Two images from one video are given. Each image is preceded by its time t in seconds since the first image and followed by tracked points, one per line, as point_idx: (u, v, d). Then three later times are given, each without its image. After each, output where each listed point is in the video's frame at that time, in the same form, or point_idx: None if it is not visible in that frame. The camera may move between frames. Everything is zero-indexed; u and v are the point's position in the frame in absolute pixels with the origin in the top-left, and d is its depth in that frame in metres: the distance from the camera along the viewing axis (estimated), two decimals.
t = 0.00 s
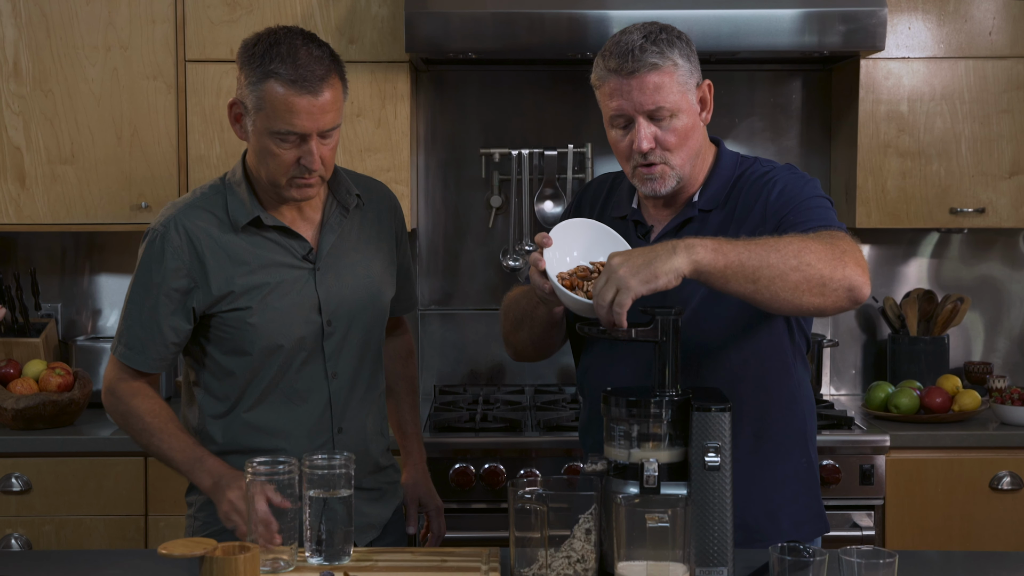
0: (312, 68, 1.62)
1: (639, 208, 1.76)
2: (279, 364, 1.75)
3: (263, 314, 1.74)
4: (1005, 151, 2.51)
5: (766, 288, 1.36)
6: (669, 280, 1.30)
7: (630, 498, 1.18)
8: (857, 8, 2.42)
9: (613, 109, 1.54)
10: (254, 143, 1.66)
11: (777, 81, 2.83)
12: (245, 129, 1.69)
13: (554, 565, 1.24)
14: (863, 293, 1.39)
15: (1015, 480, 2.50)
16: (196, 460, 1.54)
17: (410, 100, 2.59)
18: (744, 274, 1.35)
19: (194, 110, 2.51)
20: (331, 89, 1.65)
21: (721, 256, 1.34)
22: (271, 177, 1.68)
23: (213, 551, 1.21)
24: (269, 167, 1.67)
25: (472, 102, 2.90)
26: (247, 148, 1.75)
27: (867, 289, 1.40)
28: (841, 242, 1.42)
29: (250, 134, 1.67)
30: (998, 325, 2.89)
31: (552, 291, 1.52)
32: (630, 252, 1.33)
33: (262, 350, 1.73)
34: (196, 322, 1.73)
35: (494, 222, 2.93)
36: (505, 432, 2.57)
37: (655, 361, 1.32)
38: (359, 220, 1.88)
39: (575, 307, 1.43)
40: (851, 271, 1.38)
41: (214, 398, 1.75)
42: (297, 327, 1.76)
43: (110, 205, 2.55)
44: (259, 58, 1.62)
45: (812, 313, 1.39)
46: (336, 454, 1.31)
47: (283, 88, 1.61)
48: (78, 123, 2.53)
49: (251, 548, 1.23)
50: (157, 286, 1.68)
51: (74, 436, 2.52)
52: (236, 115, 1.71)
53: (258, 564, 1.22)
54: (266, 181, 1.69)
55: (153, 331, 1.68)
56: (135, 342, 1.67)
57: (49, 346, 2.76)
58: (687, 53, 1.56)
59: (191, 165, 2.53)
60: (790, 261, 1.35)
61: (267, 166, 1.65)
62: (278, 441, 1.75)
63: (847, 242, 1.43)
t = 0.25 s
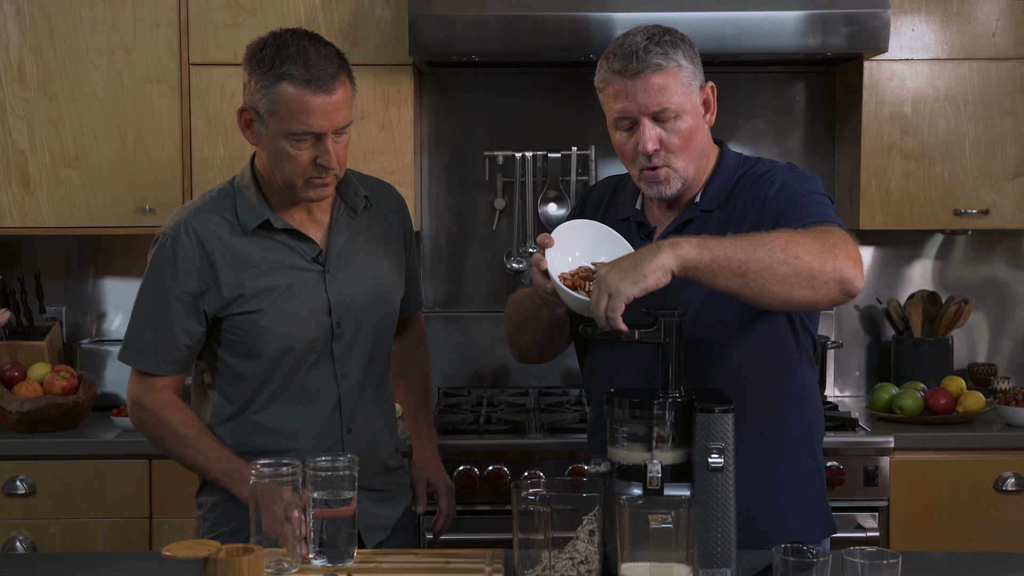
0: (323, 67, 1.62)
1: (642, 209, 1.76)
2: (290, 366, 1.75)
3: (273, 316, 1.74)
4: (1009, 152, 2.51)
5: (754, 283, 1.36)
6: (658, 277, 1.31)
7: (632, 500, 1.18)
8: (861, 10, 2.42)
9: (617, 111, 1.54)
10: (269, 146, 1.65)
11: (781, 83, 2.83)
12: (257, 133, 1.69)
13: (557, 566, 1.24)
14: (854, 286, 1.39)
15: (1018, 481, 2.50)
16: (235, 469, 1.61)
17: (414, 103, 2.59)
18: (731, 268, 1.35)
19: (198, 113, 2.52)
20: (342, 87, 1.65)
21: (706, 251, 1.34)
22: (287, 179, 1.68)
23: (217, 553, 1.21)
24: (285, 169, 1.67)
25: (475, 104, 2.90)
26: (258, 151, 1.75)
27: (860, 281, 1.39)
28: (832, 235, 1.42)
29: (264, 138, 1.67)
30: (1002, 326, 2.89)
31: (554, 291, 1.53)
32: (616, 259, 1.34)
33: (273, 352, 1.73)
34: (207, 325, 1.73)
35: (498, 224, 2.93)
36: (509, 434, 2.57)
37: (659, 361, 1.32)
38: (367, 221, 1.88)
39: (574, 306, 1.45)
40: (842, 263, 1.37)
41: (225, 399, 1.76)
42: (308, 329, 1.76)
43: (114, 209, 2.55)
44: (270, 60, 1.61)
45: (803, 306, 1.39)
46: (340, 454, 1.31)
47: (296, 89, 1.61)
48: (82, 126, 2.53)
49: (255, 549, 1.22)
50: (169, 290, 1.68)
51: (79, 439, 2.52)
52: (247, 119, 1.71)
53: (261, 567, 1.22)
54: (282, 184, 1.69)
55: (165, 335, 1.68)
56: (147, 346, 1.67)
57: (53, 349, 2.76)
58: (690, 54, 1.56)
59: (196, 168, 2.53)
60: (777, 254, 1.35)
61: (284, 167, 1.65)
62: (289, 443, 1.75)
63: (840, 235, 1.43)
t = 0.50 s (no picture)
0: (335, 71, 1.64)
1: (645, 217, 1.77)
2: (305, 373, 1.75)
3: (288, 324, 1.74)
4: (1012, 159, 2.51)
5: (754, 284, 1.36)
6: (658, 280, 1.31)
7: (635, 508, 1.18)
8: (863, 17, 2.42)
9: (623, 121, 1.54)
10: (284, 153, 1.66)
11: (784, 90, 2.83)
12: (270, 141, 1.69)
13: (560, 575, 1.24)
14: (857, 287, 1.39)
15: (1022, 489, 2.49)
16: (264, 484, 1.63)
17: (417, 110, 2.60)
18: (730, 270, 1.35)
19: (201, 121, 2.52)
20: (353, 89, 1.67)
21: (705, 253, 1.35)
22: (302, 185, 1.68)
23: (218, 562, 1.19)
24: (300, 175, 1.67)
25: (479, 111, 2.91)
26: (270, 160, 1.75)
27: (863, 282, 1.39)
28: (833, 237, 1.42)
29: (277, 146, 1.67)
30: (1005, 333, 2.89)
31: (555, 297, 1.53)
32: (618, 268, 1.35)
33: (288, 359, 1.74)
34: (222, 334, 1.73)
35: (501, 231, 2.93)
36: (512, 441, 2.57)
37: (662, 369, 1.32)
38: (376, 227, 1.89)
39: (575, 310, 1.46)
40: (843, 263, 1.37)
41: (240, 407, 1.75)
42: (322, 335, 1.77)
43: (118, 216, 2.56)
44: (282, 66, 1.63)
45: (805, 308, 1.38)
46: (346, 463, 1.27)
47: (310, 93, 1.63)
48: (86, 133, 2.53)
49: (257, 558, 1.21)
50: (183, 299, 1.68)
51: (82, 447, 2.52)
52: (259, 128, 1.72)
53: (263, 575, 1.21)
54: (298, 190, 1.70)
55: (180, 344, 1.67)
56: (163, 356, 1.67)
57: (56, 356, 2.76)
58: (695, 63, 1.56)
59: (199, 175, 2.53)
60: (776, 255, 1.36)
61: (301, 173, 1.66)
62: (304, 449, 1.76)
63: (841, 237, 1.43)
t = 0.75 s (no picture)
0: (342, 75, 1.64)
1: (646, 222, 1.77)
2: (316, 378, 1.76)
3: (298, 329, 1.74)
4: (1013, 165, 2.51)
5: (754, 297, 1.36)
6: (658, 295, 1.32)
7: (635, 512, 1.18)
8: (864, 23, 2.42)
9: (627, 129, 1.54)
10: (293, 158, 1.66)
11: (784, 96, 2.83)
12: (279, 147, 1.69)
13: None
14: (858, 297, 1.39)
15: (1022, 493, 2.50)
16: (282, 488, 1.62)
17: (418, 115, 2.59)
18: (731, 282, 1.35)
19: (202, 127, 2.52)
20: (361, 93, 1.67)
21: (705, 267, 1.35)
22: (312, 189, 1.68)
23: (218, 566, 1.19)
24: (309, 180, 1.67)
25: (479, 116, 2.91)
26: (278, 166, 1.75)
27: (864, 292, 1.39)
28: (835, 248, 1.42)
29: (287, 151, 1.67)
30: (1005, 338, 2.89)
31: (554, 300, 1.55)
32: (618, 280, 1.36)
33: (299, 365, 1.74)
34: (232, 340, 1.72)
35: (502, 236, 2.93)
36: (513, 447, 2.57)
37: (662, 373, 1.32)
38: (381, 232, 1.89)
39: (575, 313, 1.46)
40: (845, 274, 1.37)
41: (250, 413, 1.75)
42: (332, 340, 1.77)
43: (118, 222, 2.55)
44: (290, 71, 1.63)
45: (806, 320, 1.38)
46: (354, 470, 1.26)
47: (318, 97, 1.63)
48: (87, 140, 2.53)
49: (258, 563, 1.20)
50: (194, 306, 1.67)
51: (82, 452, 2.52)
52: (267, 134, 1.72)
53: None
54: (308, 195, 1.70)
55: (192, 352, 1.67)
56: (175, 364, 1.66)
57: (57, 361, 2.76)
58: (700, 71, 1.56)
59: (199, 181, 2.53)
60: (778, 268, 1.35)
61: (311, 177, 1.66)
62: (315, 455, 1.76)
63: (843, 248, 1.42)
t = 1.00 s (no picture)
0: (341, 72, 1.61)
1: (646, 221, 1.73)
2: (316, 380, 1.72)
3: (299, 330, 1.70)
4: (1018, 163, 2.48)
5: (756, 294, 1.33)
6: (659, 291, 1.28)
7: (636, 516, 1.14)
8: (868, 20, 2.39)
9: (632, 128, 1.51)
10: (293, 156, 1.62)
11: (787, 94, 2.80)
12: (278, 145, 1.66)
13: None
14: (861, 295, 1.35)
15: None
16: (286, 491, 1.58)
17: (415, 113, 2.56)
18: (732, 279, 1.32)
19: (197, 124, 2.48)
20: (360, 89, 1.63)
21: (706, 262, 1.32)
22: (312, 188, 1.64)
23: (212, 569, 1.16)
24: (309, 179, 1.64)
25: (478, 115, 2.87)
26: (278, 165, 1.72)
27: (866, 290, 1.36)
28: (837, 245, 1.38)
29: (286, 149, 1.64)
30: (1009, 339, 2.86)
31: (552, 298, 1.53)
32: (618, 277, 1.33)
33: (298, 367, 1.70)
34: (231, 341, 1.69)
35: (501, 236, 2.90)
36: (511, 448, 2.53)
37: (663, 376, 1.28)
38: (382, 231, 1.86)
39: (573, 312, 1.44)
40: (848, 271, 1.34)
41: (249, 415, 1.72)
42: (333, 342, 1.73)
43: (112, 220, 2.52)
44: (289, 67, 1.60)
45: (808, 318, 1.35)
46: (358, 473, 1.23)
47: (317, 94, 1.59)
48: (80, 137, 2.50)
49: (252, 566, 1.16)
50: (193, 307, 1.63)
51: (74, 454, 2.48)
52: (267, 132, 1.68)
53: None
54: (308, 194, 1.66)
55: (191, 352, 1.63)
56: (174, 365, 1.63)
57: (48, 362, 2.72)
58: (704, 69, 1.53)
59: (194, 179, 2.50)
60: (780, 264, 1.32)
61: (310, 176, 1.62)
62: (314, 457, 1.73)
63: (845, 245, 1.39)
